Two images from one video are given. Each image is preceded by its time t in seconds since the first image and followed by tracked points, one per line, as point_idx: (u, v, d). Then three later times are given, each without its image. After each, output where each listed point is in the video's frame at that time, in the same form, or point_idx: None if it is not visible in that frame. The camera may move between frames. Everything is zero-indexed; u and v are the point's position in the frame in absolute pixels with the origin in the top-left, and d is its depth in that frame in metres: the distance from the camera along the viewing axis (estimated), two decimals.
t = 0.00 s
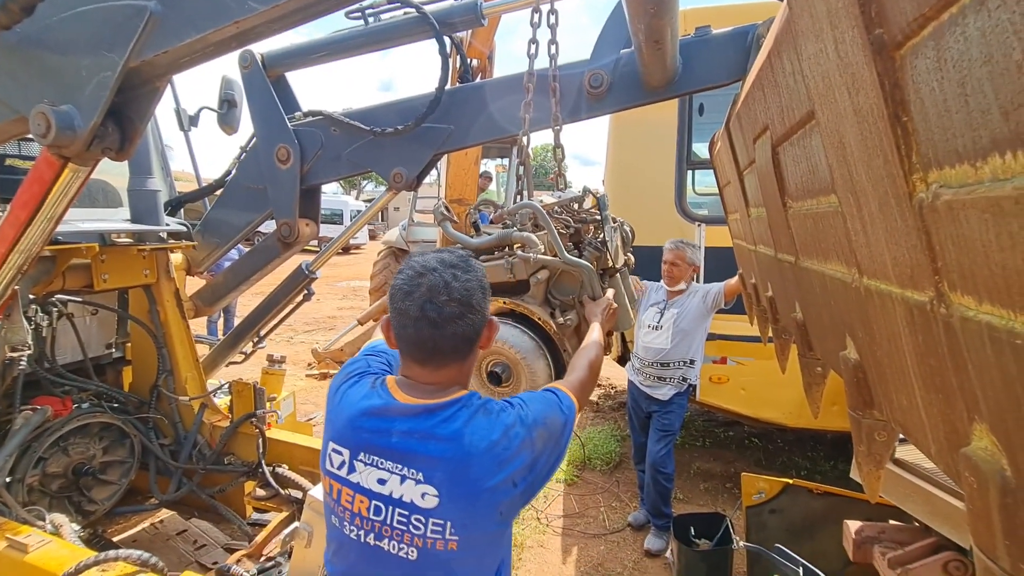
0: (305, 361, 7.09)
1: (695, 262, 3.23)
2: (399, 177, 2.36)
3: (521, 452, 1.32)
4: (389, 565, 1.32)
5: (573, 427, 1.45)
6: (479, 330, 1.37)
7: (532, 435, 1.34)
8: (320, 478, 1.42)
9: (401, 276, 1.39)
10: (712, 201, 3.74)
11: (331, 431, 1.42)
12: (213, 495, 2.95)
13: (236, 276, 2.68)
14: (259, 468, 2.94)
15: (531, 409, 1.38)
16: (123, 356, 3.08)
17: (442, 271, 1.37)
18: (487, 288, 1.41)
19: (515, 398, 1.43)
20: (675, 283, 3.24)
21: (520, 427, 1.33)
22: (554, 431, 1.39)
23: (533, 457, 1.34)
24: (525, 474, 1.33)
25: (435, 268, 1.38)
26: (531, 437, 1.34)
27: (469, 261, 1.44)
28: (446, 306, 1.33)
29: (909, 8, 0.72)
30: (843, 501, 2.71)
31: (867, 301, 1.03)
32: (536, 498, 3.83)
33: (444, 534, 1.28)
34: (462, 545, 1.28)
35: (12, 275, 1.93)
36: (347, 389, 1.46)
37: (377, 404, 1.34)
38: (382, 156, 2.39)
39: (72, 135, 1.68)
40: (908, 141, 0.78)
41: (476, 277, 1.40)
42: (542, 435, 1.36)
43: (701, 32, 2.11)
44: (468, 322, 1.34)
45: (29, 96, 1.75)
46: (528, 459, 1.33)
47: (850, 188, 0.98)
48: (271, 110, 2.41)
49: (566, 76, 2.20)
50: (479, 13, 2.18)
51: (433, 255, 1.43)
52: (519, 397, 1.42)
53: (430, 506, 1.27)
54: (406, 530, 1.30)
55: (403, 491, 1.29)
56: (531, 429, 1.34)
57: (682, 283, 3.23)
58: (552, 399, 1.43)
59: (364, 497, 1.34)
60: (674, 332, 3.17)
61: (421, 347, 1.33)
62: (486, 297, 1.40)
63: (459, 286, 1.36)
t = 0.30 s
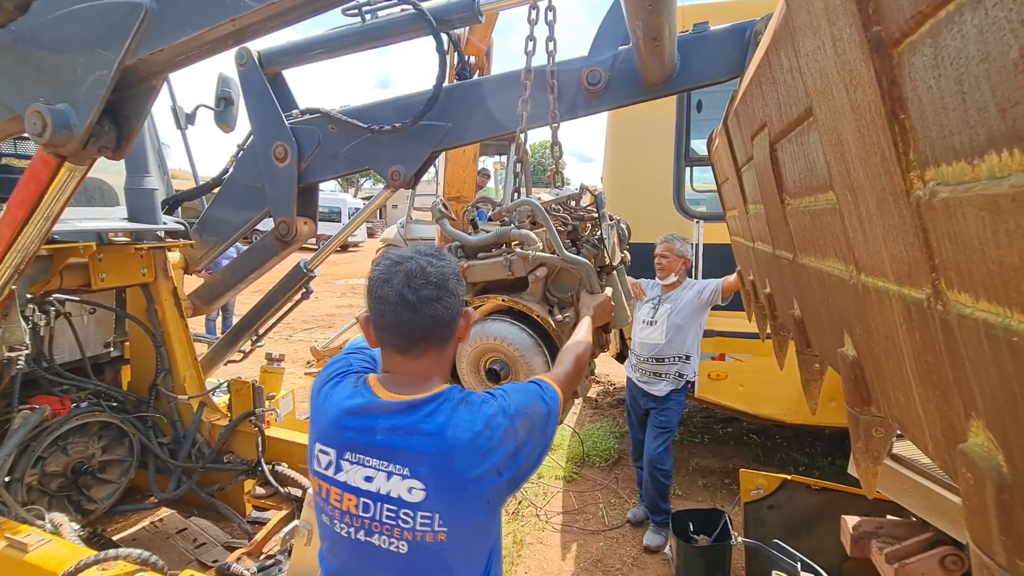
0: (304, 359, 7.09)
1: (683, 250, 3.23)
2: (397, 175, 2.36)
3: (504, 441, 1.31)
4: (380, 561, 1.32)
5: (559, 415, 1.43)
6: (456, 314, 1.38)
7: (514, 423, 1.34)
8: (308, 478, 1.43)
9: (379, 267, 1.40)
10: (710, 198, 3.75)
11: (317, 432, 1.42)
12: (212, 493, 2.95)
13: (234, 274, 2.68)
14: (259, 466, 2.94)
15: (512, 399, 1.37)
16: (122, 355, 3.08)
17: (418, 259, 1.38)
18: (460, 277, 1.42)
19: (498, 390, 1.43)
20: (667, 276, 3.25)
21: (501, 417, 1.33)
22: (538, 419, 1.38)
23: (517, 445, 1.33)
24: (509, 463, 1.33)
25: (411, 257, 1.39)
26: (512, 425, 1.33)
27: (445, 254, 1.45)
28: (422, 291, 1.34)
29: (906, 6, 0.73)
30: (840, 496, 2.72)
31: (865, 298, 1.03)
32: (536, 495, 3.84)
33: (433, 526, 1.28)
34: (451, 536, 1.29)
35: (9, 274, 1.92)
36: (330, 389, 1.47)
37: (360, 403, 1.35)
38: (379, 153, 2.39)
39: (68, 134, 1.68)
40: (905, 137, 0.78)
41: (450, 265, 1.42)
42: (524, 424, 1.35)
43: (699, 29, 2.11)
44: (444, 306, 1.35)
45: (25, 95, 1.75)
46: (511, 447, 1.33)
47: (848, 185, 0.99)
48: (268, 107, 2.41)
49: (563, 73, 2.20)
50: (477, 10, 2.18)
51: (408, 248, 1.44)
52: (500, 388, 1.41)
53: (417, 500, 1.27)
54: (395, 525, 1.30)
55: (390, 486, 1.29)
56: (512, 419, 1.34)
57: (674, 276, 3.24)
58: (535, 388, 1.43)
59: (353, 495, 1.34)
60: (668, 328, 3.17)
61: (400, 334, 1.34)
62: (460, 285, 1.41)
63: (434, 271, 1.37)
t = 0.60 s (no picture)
0: (305, 359, 7.09)
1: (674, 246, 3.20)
2: (397, 175, 2.37)
3: (481, 427, 1.32)
4: (365, 548, 1.33)
5: (539, 404, 1.43)
6: (428, 301, 1.37)
7: (490, 410, 1.34)
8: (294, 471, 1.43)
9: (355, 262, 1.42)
10: (710, 198, 3.75)
11: (300, 426, 1.43)
12: (213, 492, 2.96)
13: (235, 274, 2.68)
14: (260, 465, 2.95)
15: (489, 386, 1.38)
16: (122, 354, 3.09)
17: (392, 252, 1.40)
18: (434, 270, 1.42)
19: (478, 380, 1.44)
20: (658, 273, 3.24)
21: (479, 404, 1.34)
22: (517, 406, 1.38)
23: (495, 431, 1.34)
24: (488, 448, 1.33)
25: (384, 251, 1.41)
26: (489, 411, 1.34)
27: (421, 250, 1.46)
28: (394, 280, 1.35)
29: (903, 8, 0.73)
30: (839, 495, 2.73)
31: (864, 297, 1.04)
32: (536, 494, 3.84)
33: (414, 511, 1.29)
34: (432, 520, 1.29)
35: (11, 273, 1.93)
36: (313, 386, 1.48)
37: (341, 395, 1.36)
38: (380, 153, 2.40)
39: (70, 134, 1.68)
40: (903, 138, 0.79)
41: (423, 258, 1.43)
42: (502, 411, 1.36)
43: (699, 29, 2.11)
44: (416, 294, 1.35)
45: (27, 95, 1.75)
46: (489, 433, 1.33)
47: (847, 185, 0.99)
48: (269, 107, 2.42)
49: (562, 73, 2.20)
50: (477, 10, 2.18)
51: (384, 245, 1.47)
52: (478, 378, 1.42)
53: (397, 486, 1.28)
54: (378, 512, 1.30)
55: (372, 474, 1.30)
56: (489, 405, 1.35)
57: (665, 272, 3.24)
58: (514, 378, 1.43)
59: (336, 485, 1.35)
60: (660, 323, 3.19)
61: (375, 324, 1.35)
62: (434, 278, 1.41)
63: (406, 262, 1.38)
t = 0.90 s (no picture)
0: (304, 359, 7.09)
1: (665, 247, 3.15)
2: (396, 175, 2.37)
3: (501, 424, 1.33)
4: (388, 548, 1.32)
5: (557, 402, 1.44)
6: (444, 309, 1.38)
7: (510, 407, 1.35)
8: (315, 474, 1.42)
9: (366, 271, 1.40)
10: (709, 198, 3.75)
11: (321, 428, 1.43)
12: (212, 493, 2.96)
13: (234, 274, 2.68)
14: (259, 466, 2.95)
15: (508, 385, 1.39)
16: (121, 354, 3.09)
17: (404, 260, 1.38)
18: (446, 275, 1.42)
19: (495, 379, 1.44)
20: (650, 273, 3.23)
21: (498, 401, 1.35)
22: (536, 404, 1.39)
23: (515, 428, 1.34)
24: (508, 445, 1.34)
25: (396, 259, 1.39)
26: (509, 409, 1.35)
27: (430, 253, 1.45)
28: (410, 290, 1.34)
29: (902, 10, 0.73)
30: (839, 496, 2.73)
31: (863, 299, 1.04)
32: (536, 494, 3.84)
33: (437, 509, 1.29)
34: (456, 517, 1.30)
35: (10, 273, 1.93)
36: (332, 388, 1.47)
37: (361, 396, 1.36)
38: (379, 153, 2.39)
39: (69, 134, 1.68)
40: (901, 139, 0.79)
41: (435, 264, 1.42)
42: (521, 408, 1.37)
43: (699, 29, 2.11)
44: (433, 303, 1.35)
45: (26, 95, 1.75)
46: (510, 431, 1.34)
47: (846, 186, 0.99)
48: (268, 107, 2.42)
49: (561, 73, 2.21)
50: (476, 10, 2.18)
51: (393, 250, 1.45)
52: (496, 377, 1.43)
53: (420, 483, 1.28)
54: (401, 511, 1.30)
55: (395, 473, 1.30)
56: (508, 403, 1.35)
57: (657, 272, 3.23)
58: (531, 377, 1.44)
59: (359, 485, 1.34)
60: (652, 326, 3.19)
61: (385, 329, 1.34)
62: (446, 282, 1.41)
63: (420, 270, 1.37)
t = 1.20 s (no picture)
0: (304, 360, 7.09)
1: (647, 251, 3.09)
2: (396, 176, 2.36)
3: (500, 412, 1.33)
4: (400, 544, 1.32)
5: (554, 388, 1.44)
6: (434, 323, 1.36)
7: (507, 395, 1.35)
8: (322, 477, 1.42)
9: (348, 301, 1.37)
10: (709, 199, 3.75)
11: (325, 432, 1.43)
12: (212, 493, 2.95)
13: (235, 275, 2.68)
14: (259, 467, 2.94)
15: (504, 375, 1.39)
16: (121, 355, 3.09)
17: (385, 286, 1.34)
18: (429, 291, 1.38)
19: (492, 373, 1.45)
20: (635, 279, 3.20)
21: (494, 390, 1.35)
22: (533, 391, 1.39)
23: (514, 414, 1.34)
24: (510, 432, 1.34)
25: (376, 285, 1.34)
26: (506, 396, 1.35)
27: (411, 267, 1.40)
28: (394, 317, 1.31)
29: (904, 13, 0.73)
30: (839, 497, 2.72)
31: (864, 300, 1.03)
32: (535, 495, 3.84)
33: (443, 498, 1.29)
34: (461, 506, 1.29)
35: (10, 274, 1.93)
36: (333, 393, 1.48)
37: (361, 397, 1.36)
38: (379, 153, 2.39)
39: (69, 135, 1.68)
40: (902, 141, 0.79)
41: (417, 282, 1.37)
42: (518, 395, 1.36)
43: (699, 30, 2.11)
44: (424, 323, 1.34)
45: (26, 96, 1.76)
46: (509, 418, 1.34)
47: (846, 188, 0.99)
48: (268, 108, 2.42)
49: (562, 74, 2.21)
50: (477, 11, 2.18)
51: (371, 269, 1.39)
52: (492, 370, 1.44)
53: (425, 474, 1.28)
54: (409, 503, 1.30)
55: (399, 466, 1.30)
56: (506, 392, 1.35)
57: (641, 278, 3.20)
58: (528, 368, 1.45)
59: (366, 482, 1.34)
60: (637, 329, 3.19)
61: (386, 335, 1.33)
62: (429, 297, 1.37)
63: (401, 294, 1.33)
